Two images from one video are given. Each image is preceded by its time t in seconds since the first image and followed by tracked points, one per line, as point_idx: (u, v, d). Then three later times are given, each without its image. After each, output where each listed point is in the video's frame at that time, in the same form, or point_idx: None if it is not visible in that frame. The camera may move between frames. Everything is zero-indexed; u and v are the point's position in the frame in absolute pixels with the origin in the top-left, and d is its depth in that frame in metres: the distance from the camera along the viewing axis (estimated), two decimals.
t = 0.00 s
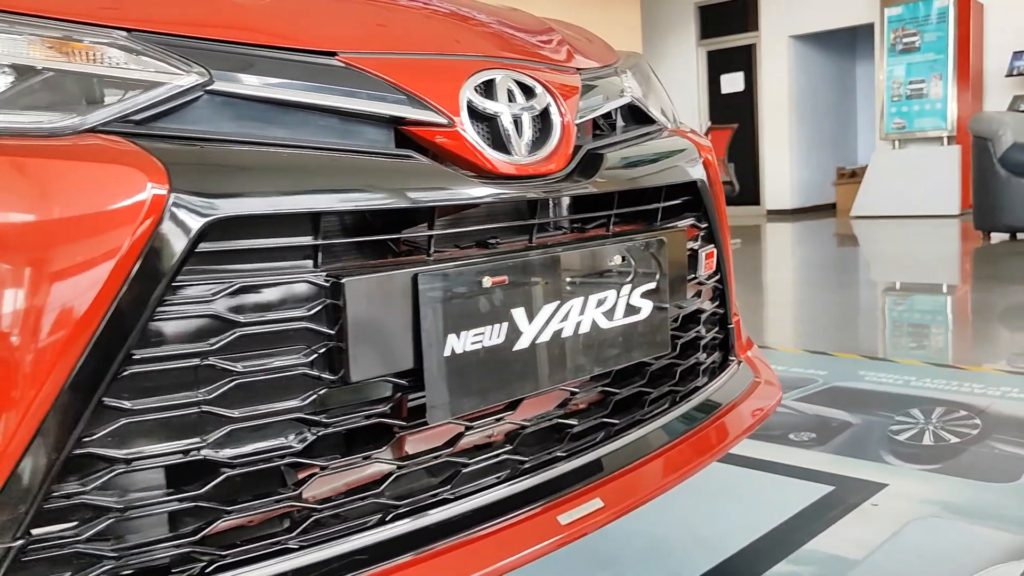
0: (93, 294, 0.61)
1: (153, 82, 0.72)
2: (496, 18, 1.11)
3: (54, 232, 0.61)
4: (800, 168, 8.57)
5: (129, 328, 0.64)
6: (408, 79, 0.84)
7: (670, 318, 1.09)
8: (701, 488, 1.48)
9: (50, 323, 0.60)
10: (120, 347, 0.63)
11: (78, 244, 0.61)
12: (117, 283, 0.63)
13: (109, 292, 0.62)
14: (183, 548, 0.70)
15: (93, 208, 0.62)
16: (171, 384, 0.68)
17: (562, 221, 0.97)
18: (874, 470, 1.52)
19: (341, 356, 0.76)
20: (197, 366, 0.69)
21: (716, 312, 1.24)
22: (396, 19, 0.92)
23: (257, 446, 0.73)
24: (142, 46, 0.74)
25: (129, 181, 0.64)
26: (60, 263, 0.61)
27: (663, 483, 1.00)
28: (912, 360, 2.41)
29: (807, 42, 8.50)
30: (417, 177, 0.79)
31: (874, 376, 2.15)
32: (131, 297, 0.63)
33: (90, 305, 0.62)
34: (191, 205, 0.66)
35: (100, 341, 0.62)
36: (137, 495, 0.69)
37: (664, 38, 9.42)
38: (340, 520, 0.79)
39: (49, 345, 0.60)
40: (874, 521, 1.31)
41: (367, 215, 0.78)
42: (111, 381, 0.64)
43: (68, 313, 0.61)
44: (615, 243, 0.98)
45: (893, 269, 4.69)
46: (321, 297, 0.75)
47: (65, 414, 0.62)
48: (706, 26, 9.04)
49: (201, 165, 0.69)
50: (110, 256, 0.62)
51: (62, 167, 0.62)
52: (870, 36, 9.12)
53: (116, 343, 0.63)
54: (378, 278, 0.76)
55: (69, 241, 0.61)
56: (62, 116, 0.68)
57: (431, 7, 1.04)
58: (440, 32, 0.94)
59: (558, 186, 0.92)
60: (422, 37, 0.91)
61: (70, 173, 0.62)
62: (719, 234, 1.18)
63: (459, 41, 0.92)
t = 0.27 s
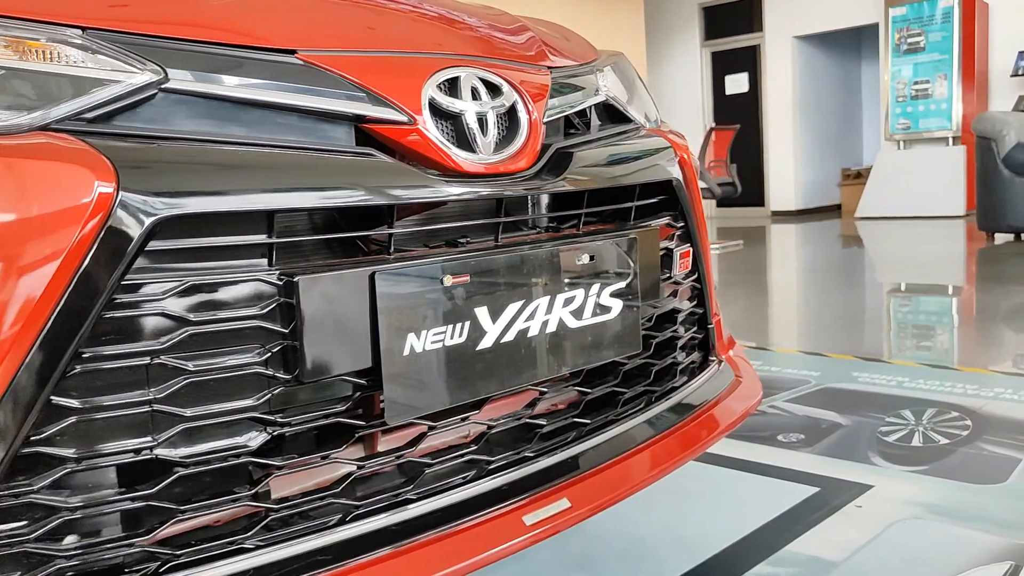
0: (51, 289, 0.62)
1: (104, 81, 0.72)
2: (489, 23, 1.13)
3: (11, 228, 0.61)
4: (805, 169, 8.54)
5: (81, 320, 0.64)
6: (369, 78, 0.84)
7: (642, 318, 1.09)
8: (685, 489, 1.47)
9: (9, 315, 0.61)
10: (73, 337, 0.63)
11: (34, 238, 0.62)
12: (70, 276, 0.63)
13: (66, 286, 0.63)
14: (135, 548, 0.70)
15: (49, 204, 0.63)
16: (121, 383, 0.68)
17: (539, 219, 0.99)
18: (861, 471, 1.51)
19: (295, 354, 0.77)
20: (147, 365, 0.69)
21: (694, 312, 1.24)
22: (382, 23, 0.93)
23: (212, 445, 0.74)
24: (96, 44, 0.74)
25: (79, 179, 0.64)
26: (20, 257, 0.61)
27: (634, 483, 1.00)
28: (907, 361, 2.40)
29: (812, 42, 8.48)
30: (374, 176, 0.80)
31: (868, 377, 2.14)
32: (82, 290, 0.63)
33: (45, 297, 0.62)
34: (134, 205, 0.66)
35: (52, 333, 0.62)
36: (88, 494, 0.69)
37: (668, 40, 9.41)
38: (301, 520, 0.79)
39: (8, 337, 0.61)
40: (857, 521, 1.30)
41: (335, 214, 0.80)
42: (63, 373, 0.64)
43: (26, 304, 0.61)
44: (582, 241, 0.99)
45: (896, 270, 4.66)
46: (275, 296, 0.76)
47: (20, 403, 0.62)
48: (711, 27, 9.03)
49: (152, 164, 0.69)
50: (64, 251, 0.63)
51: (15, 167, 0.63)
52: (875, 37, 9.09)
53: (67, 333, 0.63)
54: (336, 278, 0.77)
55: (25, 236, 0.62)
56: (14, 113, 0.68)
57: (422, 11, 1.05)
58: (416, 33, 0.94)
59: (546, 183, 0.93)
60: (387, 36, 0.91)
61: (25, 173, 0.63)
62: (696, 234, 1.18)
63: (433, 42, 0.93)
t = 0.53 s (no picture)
0: (41, 297, 0.64)
1: (90, 93, 0.73)
2: (486, 34, 1.15)
3: None
4: (811, 173, 8.52)
5: (67, 326, 0.65)
6: (353, 88, 0.85)
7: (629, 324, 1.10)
8: (679, 494, 1.47)
9: None
10: (60, 342, 0.65)
11: (21, 246, 0.63)
12: (56, 282, 0.64)
13: (54, 292, 0.64)
14: (121, 553, 0.71)
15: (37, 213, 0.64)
16: (106, 391, 0.70)
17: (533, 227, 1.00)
18: (856, 476, 1.51)
19: (279, 361, 0.78)
20: (131, 372, 0.70)
21: (685, 317, 1.24)
22: (369, 34, 0.95)
23: (198, 451, 0.75)
24: (83, 57, 0.75)
25: (64, 190, 0.65)
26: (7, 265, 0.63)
27: (622, 488, 1.01)
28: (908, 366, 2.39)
29: (818, 46, 8.47)
30: (360, 184, 0.80)
31: (868, 382, 2.13)
32: (67, 297, 0.65)
33: (32, 304, 0.63)
34: (121, 215, 0.67)
35: (38, 339, 0.64)
36: (75, 499, 0.70)
37: (673, 45, 9.42)
38: (287, 525, 0.79)
39: None
40: (850, 527, 1.30)
41: (326, 224, 0.82)
42: (49, 378, 0.65)
43: (15, 310, 0.63)
44: (570, 248, 0.99)
45: (902, 274, 4.64)
46: (259, 305, 0.77)
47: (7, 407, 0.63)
48: (716, 32, 9.03)
49: (137, 174, 0.70)
50: (50, 259, 0.64)
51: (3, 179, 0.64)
52: (881, 40, 9.07)
53: (53, 339, 0.64)
54: (319, 286, 0.78)
55: (12, 245, 0.63)
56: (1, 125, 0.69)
57: (419, 23, 1.07)
58: (403, 44, 0.96)
59: (536, 190, 0.94)
60: (373, 47, 0.92)
61: (13, 184, 0.64)
62: (686, 241, 1.19)
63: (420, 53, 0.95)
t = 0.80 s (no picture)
0: (41, 301, 0.65)
1: (89, 100, 0.75)
2: (484, 40, 1.16)
3: None
4: (814, 176, 8.51)
5: (65, 329, 0.66)
6: (349, 94, 0.86)
7: (624, 328, 1.11)
8: (677, 496, 1.48)
9: None
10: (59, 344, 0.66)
11: (21, 250, 0.64)
12: (56, 286, 0.65)
13: (54, 295, 0.65)
14: (119, 553, 0.72)
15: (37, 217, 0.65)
16: (104, 394, 0.71)
17: (529, 231, 1.01)
18: (854, 478, 1.51)
19: (274, 364, 0.79)
20: (129, 375, 0.71)
21: (681, 320, 1.25)
22: (367, 41, 0.96)
23: (196, 453, 0.76)
24: (81, 64, 0.76)
25: (62, 196, 0.66)
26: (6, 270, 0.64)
27: (618, 490, 1.01)
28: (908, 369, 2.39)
29: (820, 50, 8.46)
30: (355, 189, 0.81)
31: (868, 385, 2.13)
32: (66, 300, 0.66)
33: (32, 308, 0.64)
34: (118, 220, 0.68)
35: (38, 342, 0.65)
36: (73, 501, 0.71)
37: (676, 49, 9.43)
38: (284, 526, 0.80)
39: None
40: (847, 529, 1.31)
41: (323, 228, 0.82)
42: (49, 381, 0.66)
43: (16, 315, 0.64)
44: (565, 252, 1.00)
45: (904, 278, 4.64)
46: (256, 309, 0.78)
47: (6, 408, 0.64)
48: (718, 36, 9.04)
49: (134, 180, 0.71)
50: (50, 263, 0.65)
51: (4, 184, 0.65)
52: (884, 43, 9.07)
53: (52, 341, 0.65)
54: (314, 289, 0.79)
55: (13, 249, 0.64)
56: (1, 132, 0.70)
57: (419, 30, 1.08)
58: (400, 51, 0.97)
59: (532, 195, 0.95)
60: (369, 54, 0.93)
61: (12, 189, 0.65)
62: (682, 244, 1.19)
63: (417, 59, 0.96)
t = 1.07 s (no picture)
0: (44, 305, 0.66)
1: (91, 107, 0.76)
2: (482, 46, 1.17)
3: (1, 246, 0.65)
4: (814, 178, 8.53)
5: (67, 333, 0.67)
6: (347, 101, 0.87)
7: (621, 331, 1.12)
8: (674, 497, 1.49)
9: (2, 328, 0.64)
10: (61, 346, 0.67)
11: (23, 253, 0.65)
12: (58, 289, 0.66)
13: (58, 299, 0.66)
14: (121, 554, 0.73)
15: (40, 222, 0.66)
16: (105, 396, 0.72)
17: (526, 235, 1.02)
18: (850, 480, 1.52)
19: (273, 368, 0.80)
20: (130, 378, 0.72)
21: (677, 323, 1.26)
22: (366, 48, 0.97)
23: (196, 454, 0.77)
24: (83, 71, 0.77)
25: (64, 201, 0.68)
26: (8, 274, 0.65)
27: (614, 492, 1.02)
28: (906, 371, 2.40)
29: (819, 52, 8.48)
30: (353, 194, 0.83)
31: (865, 387, 2.14)
32: (68, 304, 0.67)
33: (34, 312, 0.65)
34: (120, 226, 0.69)
35: (40, 345, 0.66)
36: (75, 502, 0.72)
37: (676, 51, 9.45)
38: (283, 527, 0.81)
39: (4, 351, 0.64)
40: (843, 531, 1.32)
41: (322, 233, 0.84)
42: (51, 383, 0.67)
43: (19, 321, 0.65)
44: (561, 256, 1.01)
45: (903, 280, 4.65)
46: (255, 313, 0.79)
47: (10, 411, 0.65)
48: (718, 38, 9.06)
49: (135, 186, 0.72)
50: (52, 267, 0.66)
51: (8, 190, 0.66)
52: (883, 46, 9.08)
53: (54, 345, 0.66)
54: (312, 293, 0.80)
55: (15, 253, 0.65)
56: (4, 138, 0.71)
57: (418, 36, 1.09)
58: (399, 57, 0.98)
59: (529, 200, 0.96)
60: (367, 60, 0.94)
61: (14, 195, 0.66)
62: (677, 248, 1.21)
63: (415, 66, 0.97)
